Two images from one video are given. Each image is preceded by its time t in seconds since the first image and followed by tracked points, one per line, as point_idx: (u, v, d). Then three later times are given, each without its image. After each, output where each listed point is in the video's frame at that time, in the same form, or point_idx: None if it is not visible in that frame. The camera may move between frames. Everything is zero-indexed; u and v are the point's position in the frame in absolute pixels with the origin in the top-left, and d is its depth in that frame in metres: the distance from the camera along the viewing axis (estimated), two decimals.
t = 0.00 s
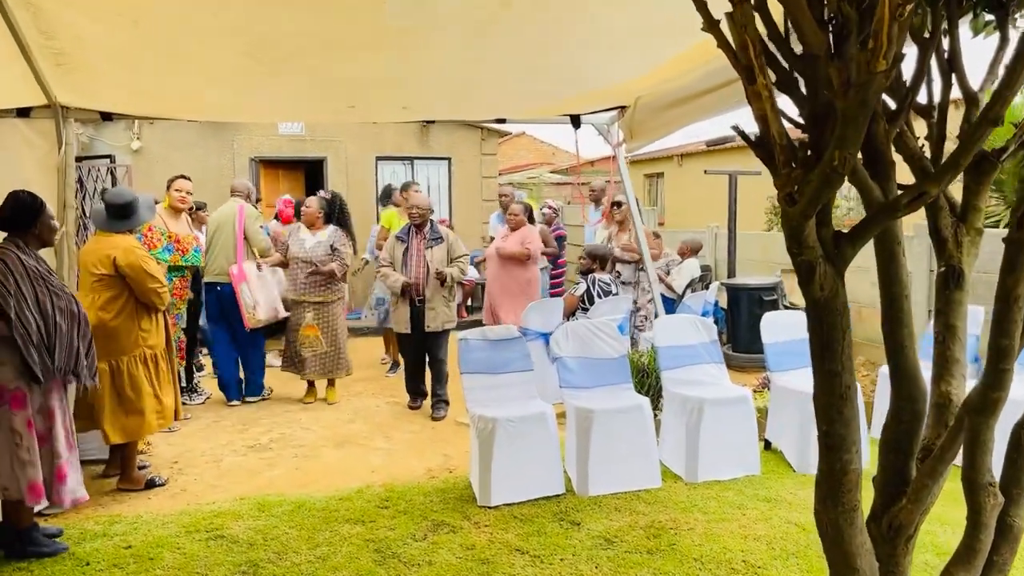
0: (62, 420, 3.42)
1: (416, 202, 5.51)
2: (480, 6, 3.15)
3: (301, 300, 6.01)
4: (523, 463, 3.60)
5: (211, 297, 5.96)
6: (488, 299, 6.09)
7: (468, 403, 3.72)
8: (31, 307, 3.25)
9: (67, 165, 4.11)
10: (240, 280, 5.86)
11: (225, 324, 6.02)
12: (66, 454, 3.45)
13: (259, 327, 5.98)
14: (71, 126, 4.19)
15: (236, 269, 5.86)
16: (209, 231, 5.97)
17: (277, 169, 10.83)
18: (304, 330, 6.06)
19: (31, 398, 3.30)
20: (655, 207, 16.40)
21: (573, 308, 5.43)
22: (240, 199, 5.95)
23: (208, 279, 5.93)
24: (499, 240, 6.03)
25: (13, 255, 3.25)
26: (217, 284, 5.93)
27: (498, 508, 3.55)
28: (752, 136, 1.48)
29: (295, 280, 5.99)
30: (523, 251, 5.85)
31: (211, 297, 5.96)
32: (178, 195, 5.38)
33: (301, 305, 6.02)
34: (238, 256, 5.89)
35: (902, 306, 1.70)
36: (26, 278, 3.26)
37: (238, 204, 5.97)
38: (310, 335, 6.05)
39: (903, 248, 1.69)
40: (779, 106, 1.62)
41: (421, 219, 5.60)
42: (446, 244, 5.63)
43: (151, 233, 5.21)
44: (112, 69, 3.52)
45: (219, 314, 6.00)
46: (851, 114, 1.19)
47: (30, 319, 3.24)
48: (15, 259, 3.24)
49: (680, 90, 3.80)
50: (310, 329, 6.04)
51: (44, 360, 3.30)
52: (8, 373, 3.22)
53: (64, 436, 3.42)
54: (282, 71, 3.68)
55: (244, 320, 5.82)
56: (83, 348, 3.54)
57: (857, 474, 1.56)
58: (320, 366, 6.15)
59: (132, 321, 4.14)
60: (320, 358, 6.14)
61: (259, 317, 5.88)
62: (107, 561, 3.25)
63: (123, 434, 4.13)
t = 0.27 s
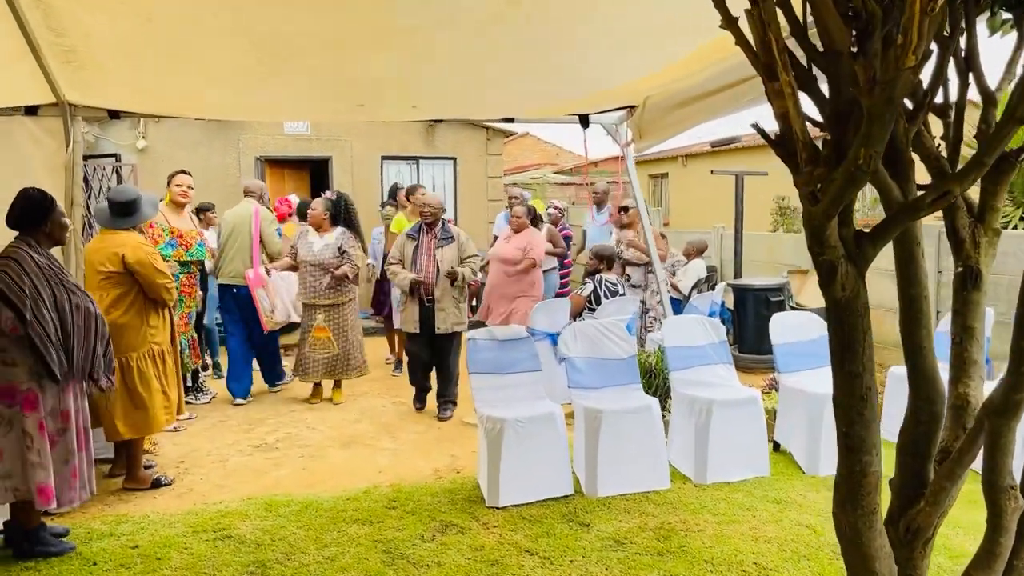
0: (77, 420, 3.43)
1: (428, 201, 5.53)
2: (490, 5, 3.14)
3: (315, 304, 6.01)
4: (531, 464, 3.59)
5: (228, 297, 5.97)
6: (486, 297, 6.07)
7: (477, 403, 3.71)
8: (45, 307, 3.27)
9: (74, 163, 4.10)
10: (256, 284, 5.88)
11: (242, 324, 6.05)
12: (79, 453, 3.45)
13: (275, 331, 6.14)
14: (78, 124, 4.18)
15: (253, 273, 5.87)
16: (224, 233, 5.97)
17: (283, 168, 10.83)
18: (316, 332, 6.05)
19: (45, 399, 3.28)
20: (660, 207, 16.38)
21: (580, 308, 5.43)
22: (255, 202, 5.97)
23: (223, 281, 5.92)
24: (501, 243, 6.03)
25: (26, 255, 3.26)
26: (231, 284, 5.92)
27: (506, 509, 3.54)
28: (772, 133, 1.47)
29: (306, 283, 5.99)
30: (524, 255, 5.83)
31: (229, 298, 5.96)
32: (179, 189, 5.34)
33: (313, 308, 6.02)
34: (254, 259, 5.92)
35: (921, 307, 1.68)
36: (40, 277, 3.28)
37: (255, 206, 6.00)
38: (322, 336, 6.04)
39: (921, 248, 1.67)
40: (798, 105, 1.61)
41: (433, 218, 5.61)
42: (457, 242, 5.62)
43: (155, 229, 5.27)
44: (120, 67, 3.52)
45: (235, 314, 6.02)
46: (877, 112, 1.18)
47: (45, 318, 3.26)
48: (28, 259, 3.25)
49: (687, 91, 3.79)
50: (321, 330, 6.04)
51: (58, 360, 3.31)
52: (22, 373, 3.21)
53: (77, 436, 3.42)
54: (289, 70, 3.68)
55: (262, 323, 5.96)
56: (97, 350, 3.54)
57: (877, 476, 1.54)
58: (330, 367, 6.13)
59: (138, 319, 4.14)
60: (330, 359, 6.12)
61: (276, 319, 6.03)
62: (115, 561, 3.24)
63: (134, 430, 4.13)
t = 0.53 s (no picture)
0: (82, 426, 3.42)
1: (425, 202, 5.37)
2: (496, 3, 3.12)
3: (318, 303, 6.00)
4: (537, 466, 3.56)
5: (245, 295, 6.16)
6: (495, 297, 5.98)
7: (483, 405, 3.68)
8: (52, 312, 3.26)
9: (79, 163, 4.08)
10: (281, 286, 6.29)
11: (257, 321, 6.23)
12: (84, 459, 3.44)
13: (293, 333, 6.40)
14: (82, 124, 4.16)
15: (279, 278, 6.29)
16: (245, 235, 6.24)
17: (287, 168, 10.82)
18: (317, 331, 6.04)
19: (50, 404, 3.28)
20: (665, 208, 16.34)
21: (586, 310, 5.40)
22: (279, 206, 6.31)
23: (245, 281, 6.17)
24: (506, 241, 5.99)
25: (34, 260, 3.25)
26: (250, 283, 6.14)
27: (512, 512, 3.51)
28: (786, 131, 1.45)
29: (309, 282, 5.98)
30: (534, 247, 5.86)
31: (246, 296, 6.17)
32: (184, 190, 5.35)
33: (318, 307, 6.01)
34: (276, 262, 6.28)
35: (936, 310, 1.65)
36: (47, 282, 3.27)
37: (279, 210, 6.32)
38: (325, 335, 6.03)
39: (936, 250, 1.64)
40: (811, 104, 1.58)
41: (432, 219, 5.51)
42: (455, 243, 5.45)
43: (160, 229, 5.23)
44: (125, 66, 3.50)
45: (251, 312, 6.20)
46: (895, 111, 1.15)
47: (53, 323, 3.25)
48: (37, 263, 3.25)
49: (691, 91, 3.77)
50: (324, 329, 6.03)
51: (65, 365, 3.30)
52: (27, 378, 3.20)
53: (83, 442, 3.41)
54: (294, 68, 3.66)
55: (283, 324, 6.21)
56: (101, 355, 3.54)
57: (892, 482, 1.52)
58: (332, 367, 6.10)
59: (140, 319, 4.12)
60: (332, 359, 6.10)
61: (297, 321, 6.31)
62: (118, 563, 3.22)
63: (135, 427, 4.11)
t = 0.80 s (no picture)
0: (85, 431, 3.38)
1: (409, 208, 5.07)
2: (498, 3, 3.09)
3: (311, 305, 5.96)
4: (540, 469, 3.53)
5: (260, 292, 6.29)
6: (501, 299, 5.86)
7: (485, 407, 3.65)
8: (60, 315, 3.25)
9: (79, 162, 4.07)
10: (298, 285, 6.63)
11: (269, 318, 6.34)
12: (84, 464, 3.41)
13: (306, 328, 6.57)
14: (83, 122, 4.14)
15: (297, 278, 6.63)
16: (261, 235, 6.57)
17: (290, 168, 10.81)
18: (311, 333, 6.02)
19: (51, 408, 3.25)
20: (669, 209, 16.30)
21: (590, 311, 5.39)
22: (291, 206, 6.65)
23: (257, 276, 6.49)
24: (509, 244, 5.85)
25: (46, 262, 3.24)
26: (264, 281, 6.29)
27: (514, 515, 3.48)
28: (795, 130, 1.42)
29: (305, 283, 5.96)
30: (545, 250, 5.82)
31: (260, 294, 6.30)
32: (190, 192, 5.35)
33: (311, 308, 5.98)
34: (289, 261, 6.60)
35: (948, 312, 1.61)
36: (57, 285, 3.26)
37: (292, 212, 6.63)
38: (318, 337, 6.01)
39: (947, 251, 1.60)
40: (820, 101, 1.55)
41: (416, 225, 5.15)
42: (443, 249, 5.15)
43: (168, 230, 5.21)
44: (125, 65, 3.48)
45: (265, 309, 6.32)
46: (908, 108, 1.12)
47: (59, 326, 3.24)
48: (48, 265, 3.24)
49: (696, 91, 3.74)
50: (318, 331, 6.00)
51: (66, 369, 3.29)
52: (29, 380, 3.19)
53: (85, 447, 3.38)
54: (295, 68, 3.63)
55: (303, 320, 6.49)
56: (105, 359, 3.52)
57: (902, 489, 1.48)
58: (325, 369, 6.08)
59: (142, 319, 4.10)
60: (325, 362, 6.07)
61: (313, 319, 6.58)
62: (117, 566, 3.20)
63: (139, 428, 4.09)
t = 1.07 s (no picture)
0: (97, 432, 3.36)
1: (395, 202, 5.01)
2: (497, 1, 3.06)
3: (306, 307, 5.94)
4: (540, 470, 3.51)
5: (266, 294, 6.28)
6: (506, 302, 5.83)
7: (484, 408, 3.63)
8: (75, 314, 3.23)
9: (79, 161, 4.08)
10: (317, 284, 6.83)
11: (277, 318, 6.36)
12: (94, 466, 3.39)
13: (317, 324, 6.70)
14: (83, 122, 4.15)
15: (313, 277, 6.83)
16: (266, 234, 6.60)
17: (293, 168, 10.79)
18: (309, 334, 6.00)
19: (61, 407, 3.23)
20: (673, 209, 16.25)
21: (592, 311, 5.36)
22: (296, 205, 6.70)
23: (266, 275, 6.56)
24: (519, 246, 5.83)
25: (64, 261, 3.23)
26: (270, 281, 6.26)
27: (515, 517, 3.46)
28: (796, 128, 1.40)
29: (298, 285, 5.92)
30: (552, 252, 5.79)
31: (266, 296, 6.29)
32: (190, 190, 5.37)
33: (306, 310, 5.96)
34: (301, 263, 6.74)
35: (953, 315, 1.58)
36: (73, 285, 3.25)
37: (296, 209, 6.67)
38: (315, 338, 5.99)
39: (953, 252, 1.57)
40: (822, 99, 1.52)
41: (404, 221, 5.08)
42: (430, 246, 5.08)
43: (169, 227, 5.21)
44: (124, 63, 3.47)
45: (272, 310, 6.33)
46: (913, 104, 1.10)
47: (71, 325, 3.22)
48: (66, 265, 3.23)
49: (697, 91, 3.72)
50: (314, 332, 5.99)
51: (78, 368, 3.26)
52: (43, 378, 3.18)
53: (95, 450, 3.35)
54: (294, 66, 3.61)
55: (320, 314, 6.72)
56: (127, 362, 3.49)
57: (906, 493, 1.45)
58: (323, 370, 6.06)
59: (141, 318, 4.09)
60: (324, 363, 6.05)
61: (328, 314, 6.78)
62: (115, 566, 3.18)
63: (138, 429, 4.07)
